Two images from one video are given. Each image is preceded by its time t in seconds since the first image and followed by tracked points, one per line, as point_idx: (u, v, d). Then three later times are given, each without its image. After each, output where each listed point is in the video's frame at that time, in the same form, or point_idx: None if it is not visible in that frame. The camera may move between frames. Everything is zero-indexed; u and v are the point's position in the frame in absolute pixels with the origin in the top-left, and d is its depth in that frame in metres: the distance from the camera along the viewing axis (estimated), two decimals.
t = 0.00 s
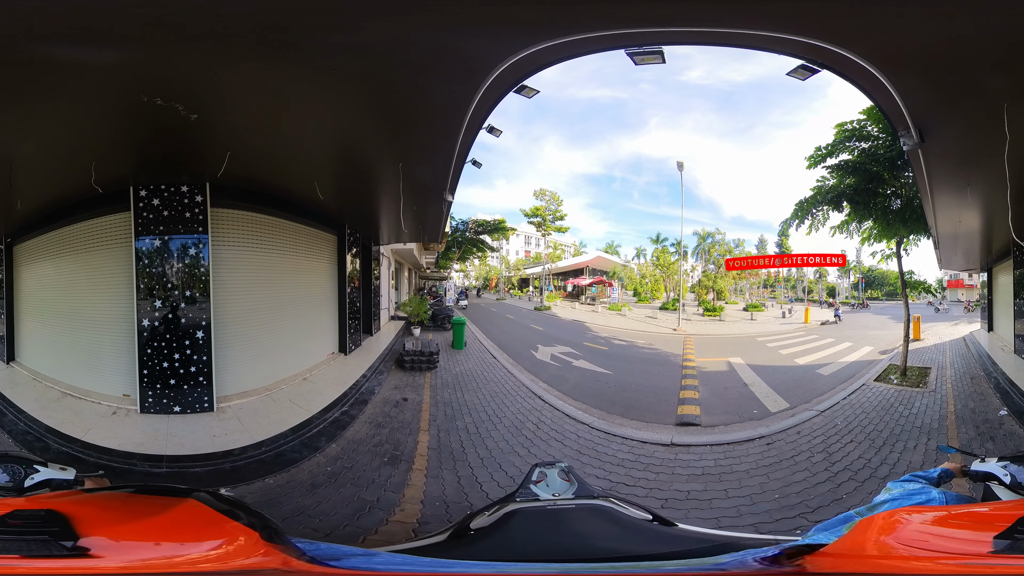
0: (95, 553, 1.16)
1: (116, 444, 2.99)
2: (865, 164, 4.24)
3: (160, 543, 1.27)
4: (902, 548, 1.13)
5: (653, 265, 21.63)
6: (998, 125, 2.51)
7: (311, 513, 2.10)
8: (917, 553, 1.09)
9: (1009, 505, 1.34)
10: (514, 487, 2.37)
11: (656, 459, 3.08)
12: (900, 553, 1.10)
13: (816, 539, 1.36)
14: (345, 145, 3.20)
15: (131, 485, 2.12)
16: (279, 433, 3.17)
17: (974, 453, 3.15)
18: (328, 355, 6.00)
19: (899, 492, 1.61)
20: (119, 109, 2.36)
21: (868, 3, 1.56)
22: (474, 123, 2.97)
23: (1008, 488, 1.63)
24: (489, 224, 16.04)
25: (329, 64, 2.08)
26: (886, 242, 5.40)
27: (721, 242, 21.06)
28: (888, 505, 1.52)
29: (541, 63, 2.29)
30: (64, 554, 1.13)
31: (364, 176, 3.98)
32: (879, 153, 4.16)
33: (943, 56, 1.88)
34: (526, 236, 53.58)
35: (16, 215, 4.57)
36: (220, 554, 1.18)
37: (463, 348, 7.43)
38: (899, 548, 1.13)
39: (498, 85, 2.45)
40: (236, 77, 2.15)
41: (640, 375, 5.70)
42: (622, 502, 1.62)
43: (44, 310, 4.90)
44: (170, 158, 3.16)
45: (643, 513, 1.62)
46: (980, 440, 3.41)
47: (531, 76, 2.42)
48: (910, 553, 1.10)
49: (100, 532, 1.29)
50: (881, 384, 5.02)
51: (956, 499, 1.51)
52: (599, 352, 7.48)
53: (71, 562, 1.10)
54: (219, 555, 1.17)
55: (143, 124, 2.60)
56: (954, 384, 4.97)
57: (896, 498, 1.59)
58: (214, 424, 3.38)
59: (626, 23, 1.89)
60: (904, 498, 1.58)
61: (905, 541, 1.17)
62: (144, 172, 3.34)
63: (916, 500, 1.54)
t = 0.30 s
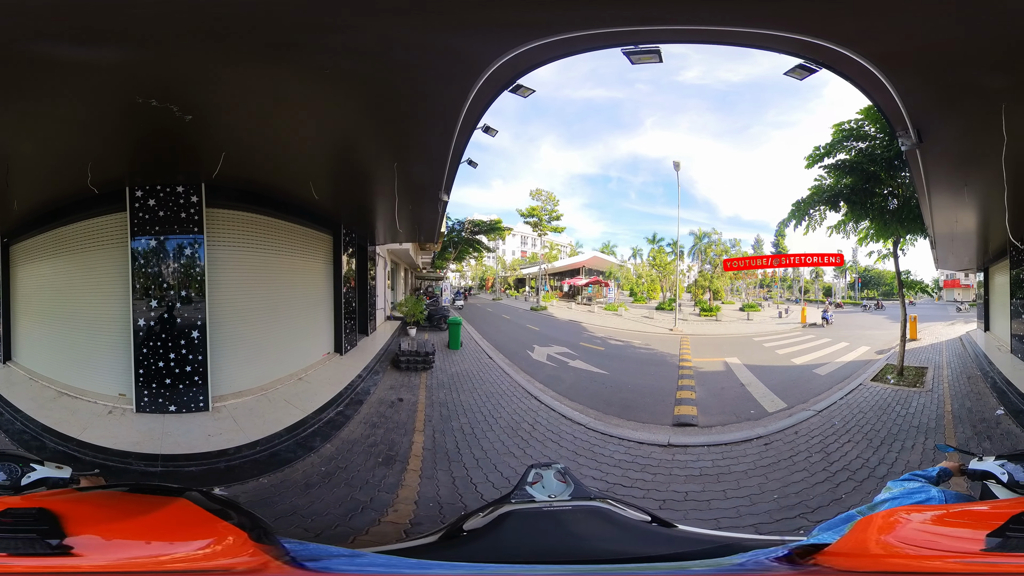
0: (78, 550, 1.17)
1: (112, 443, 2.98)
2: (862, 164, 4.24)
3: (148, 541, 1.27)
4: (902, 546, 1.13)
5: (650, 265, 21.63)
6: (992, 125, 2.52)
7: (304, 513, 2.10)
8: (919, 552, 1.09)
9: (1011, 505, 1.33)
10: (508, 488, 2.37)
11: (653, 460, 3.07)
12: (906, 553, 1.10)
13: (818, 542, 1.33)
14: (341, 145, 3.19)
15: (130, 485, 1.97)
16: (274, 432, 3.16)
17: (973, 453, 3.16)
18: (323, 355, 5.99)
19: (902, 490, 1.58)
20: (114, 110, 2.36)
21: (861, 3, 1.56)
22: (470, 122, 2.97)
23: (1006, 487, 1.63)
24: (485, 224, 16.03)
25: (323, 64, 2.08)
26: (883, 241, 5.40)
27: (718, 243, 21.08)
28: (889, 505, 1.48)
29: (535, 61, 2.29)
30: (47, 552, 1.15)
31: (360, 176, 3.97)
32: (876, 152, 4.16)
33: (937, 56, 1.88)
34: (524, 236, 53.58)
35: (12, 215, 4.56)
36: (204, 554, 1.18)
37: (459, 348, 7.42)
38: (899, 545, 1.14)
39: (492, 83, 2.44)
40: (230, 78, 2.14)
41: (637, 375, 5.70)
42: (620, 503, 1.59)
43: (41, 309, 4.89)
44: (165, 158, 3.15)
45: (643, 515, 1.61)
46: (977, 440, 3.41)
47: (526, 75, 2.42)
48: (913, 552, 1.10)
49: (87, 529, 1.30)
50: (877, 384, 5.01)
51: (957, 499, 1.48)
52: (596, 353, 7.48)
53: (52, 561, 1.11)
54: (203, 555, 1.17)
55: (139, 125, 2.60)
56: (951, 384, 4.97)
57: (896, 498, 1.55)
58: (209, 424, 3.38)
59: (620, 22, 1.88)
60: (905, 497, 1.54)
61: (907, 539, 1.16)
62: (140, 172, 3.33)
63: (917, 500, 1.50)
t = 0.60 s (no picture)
0: (54, 548, 1.18)
1: (108, 442, 2.98)
2: (859, 164, 4.24)
3: (132, 540, 1.28)
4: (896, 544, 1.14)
5: (647, 265, 21.63)
6: (990, 124, 2.51)
7: (299, 514, 2.10)
8: (912, 549, 1.10)
9: (1005, 501, 1.33)
10: (505, 489, 2.37)
11: (651, 460, 3.07)
12: (901, 553, 1.09)
13: (815, 543, 1.31)
14: (338, 146, 3.19)
15: (123, 484, 1.92)
16: (270, 432, 3.15)
17: (970, 451, 3.18)
18: (320, 355, 5.98)
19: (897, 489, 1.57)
20: (109, 110, 2.36)
21: (857, 2, 1.56)
22: (466, 122, 2.97)
23: (1003, 486, 1.63)
24: (483, 224, 16.02)
25: (319, 64, 2.07)
26: (880, 241, 5.41)
27: (715, 242, 21.09)
28: (887, 503, 1.46)
29: (531, 60, 2.28)
30: (20, 550, 1.15)
31: (358, 176, 3.97)
32: (873, 153, 4.16)
33: (932, 55, 1.88)
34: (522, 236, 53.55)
35: (9, 215, 4.55)
36: (180, 554, 1.20)
37: (456, 348, 7.42)
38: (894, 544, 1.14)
39: (488, 83, 2.44)
40: (225, 78, 2.14)
41: (634, 376, 5.71)
42: (619, 504, 1.58)
43: (37, 308, 4.87)
44: (161, 159, 3.15)
45: (644, 516, 1.59)
46: (974, 439, 3.42)
47: (522, 75, 2.41)
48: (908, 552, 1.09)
49: (67, 526, 1.31)
50: (875, 384, 5.01)
51: (953, 498, 1.47)
52: (593, 353, 7.48)
53: (28, 560, 1.11)
54: (177, 555, 1.19)
55: (135, 125, 2.59)
56: (948, 384, 4.97)
57: (894, 497, 1.53)
58: (205, 423, 3.38)
59: (615, 22, 1.88)
60: (902, 497, 1.52)
61: (901, 536, 1.17)
62: (136, 172, 3.32)
63: (914, 499, 1.48)
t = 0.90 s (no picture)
0: (44, 548, 1.18)
1: (105, 442, 2.98)
2: (857, 164, 4.24)
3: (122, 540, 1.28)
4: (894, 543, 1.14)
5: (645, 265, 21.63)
6: (988, 124, 2.51)
7: (296, 513, 2.10)
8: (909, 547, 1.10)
9: (1004, 500, 1.33)
10: (502, 489, 2.37)
11: (649, 461, 3.07)
12: (902, 552, 1.09)
13: (814, 544, 1.31)
14: (336, 146, 3.19)
15: (118, 484, 1.91)
16: (267, 432, 3.15)
17: (968, 451, 3.18)
18: (318, 355, 5.98)
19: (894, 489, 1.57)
20: (107, 110, 2.35)
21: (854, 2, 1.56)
22: (464, 122, 2.96)
23: (1001, 485, 1.64)
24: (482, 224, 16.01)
25: (316, 64, 2.07)
26: (878, 241, 5.40)
27: (714, 242, 21.10)
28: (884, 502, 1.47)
29: (528, 59, 2.27)
30: (10, 550, 1.15)
31: (357, 176, 3.96)
32: (872, 152, 4.15)
33: (929, 55, 1.88)
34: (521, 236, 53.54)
35: (7, 215, 4.54)
36: (171, 553, 1.20)
37: (454, 349, 7.41)
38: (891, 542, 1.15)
39: (486, 83, 2.43)
40: (223, 78, 2.14)
41: (632, 375, 5.71)
42: (618, 505, 1.57)
43: (35, 308, 4.86)
44: (159, 158, 3.14)
45: (642, 517, 1.57)
46: (972, 439, 3.42)
47: (520, 75, 2.41)
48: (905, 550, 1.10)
49: (57, 524, 1.32)
50: (873, 384, 5.01)
51: (950, 497, 1.48)
52: (591, 353, 7.48)
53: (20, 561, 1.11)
54: (162, 553, 1.20)
55: (133, 125, 2.58)
56: (946, 384, 4.97)
57: (891, 497, 1.53)
58: (202, 423, 3.37)
59: (611, 21, 1.87)
60: (899, 497, 1.52)
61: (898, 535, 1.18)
62: (134, 172, 3.32)
63: (910, 499, 1.49)
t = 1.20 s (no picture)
0: (37, 547, 1.18)
1: (105, 442, 2.98)
2: (856, 164, 4.24)
3: (119, 541, 1.28)
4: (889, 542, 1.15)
5: (645, 265, 21.64)
6: (987, 124, 2.52)
7: (296, 513, 2.11)
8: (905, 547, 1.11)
9: (1002, 501, 1.33)
10: (501, 489, 2.38)
11: (648, 460, 3.08)
12: (897, 553, 1.10)
13: (811, 544, 1.31)
14: (336, 146, 3.19)
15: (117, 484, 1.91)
16: (267, 432, 3.16)
17: (967, 453, 3.19)
18: (317, 355, 5.98)
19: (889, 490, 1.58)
20: (106, 110, 2.35)
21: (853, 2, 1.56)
22: (463, 122, 2.96)
23: (1000, 486, 1.64)
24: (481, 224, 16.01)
25: (315, 64, 2.07)
26: (878, 241, 5.41)
27: (713, 242, 21.10)
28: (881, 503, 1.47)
29: (526, 59, 2.27)
30: (5, 550, 1.15)
31: (356, 176, 3.96)
32: (870, 152, 4.16)
33: (928, 55, 1.88)
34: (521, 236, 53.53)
35: (6, 215, 4.54)
36: (168, 554, 1.21)
37: (453, 348, 7.42)
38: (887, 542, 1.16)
39: (485, 83, 2.43)
40: (222, 78, 2.14)
41: (631, 375, 5.72)
42: (615, 504, 1.57)
43: (34, 308, 4.86)
44: (159, 159, 3.14)
45: (639, 516, 1.58)
46: (972, 439, 3.42)
47: (518, 75, 2.41)
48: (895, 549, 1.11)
49: (51, 525, 1.32)
50: (872, 385, 5.02)
51: (945, 498, 1.48)
52: (591, 353, 7.48)
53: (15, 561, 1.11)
54: (158, 553, 1.21)
55: (133, 125, 2.58)
56: (945, 384, 4.98)
57: (889, 497, 1.54)
58: (202, 423, 3.38)
59: (609, 21, 1.87)
60: (896, 497, 1.53)
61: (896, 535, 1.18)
62: (133, 172, 3.32)
63: (907, 499, 1.49)
